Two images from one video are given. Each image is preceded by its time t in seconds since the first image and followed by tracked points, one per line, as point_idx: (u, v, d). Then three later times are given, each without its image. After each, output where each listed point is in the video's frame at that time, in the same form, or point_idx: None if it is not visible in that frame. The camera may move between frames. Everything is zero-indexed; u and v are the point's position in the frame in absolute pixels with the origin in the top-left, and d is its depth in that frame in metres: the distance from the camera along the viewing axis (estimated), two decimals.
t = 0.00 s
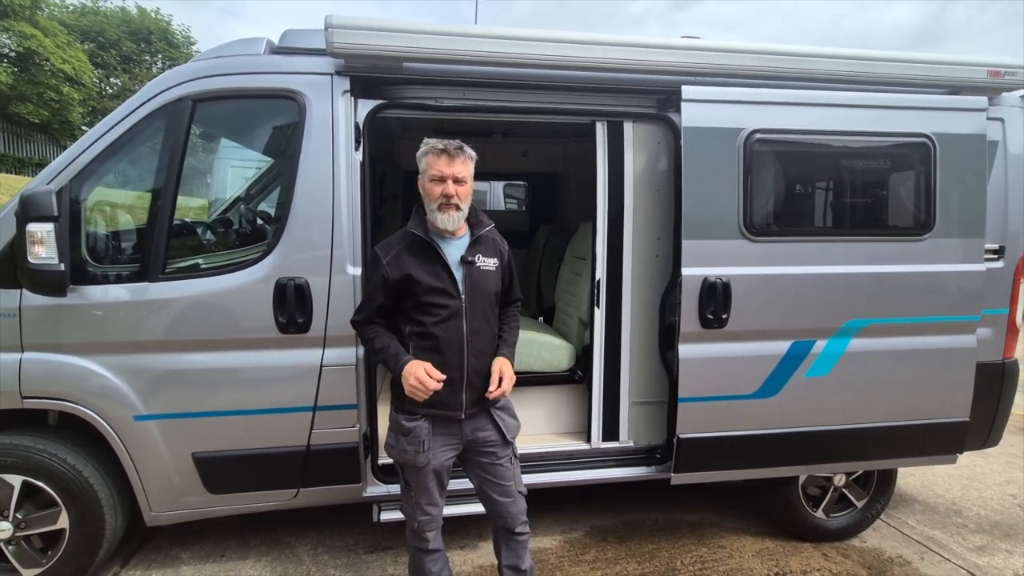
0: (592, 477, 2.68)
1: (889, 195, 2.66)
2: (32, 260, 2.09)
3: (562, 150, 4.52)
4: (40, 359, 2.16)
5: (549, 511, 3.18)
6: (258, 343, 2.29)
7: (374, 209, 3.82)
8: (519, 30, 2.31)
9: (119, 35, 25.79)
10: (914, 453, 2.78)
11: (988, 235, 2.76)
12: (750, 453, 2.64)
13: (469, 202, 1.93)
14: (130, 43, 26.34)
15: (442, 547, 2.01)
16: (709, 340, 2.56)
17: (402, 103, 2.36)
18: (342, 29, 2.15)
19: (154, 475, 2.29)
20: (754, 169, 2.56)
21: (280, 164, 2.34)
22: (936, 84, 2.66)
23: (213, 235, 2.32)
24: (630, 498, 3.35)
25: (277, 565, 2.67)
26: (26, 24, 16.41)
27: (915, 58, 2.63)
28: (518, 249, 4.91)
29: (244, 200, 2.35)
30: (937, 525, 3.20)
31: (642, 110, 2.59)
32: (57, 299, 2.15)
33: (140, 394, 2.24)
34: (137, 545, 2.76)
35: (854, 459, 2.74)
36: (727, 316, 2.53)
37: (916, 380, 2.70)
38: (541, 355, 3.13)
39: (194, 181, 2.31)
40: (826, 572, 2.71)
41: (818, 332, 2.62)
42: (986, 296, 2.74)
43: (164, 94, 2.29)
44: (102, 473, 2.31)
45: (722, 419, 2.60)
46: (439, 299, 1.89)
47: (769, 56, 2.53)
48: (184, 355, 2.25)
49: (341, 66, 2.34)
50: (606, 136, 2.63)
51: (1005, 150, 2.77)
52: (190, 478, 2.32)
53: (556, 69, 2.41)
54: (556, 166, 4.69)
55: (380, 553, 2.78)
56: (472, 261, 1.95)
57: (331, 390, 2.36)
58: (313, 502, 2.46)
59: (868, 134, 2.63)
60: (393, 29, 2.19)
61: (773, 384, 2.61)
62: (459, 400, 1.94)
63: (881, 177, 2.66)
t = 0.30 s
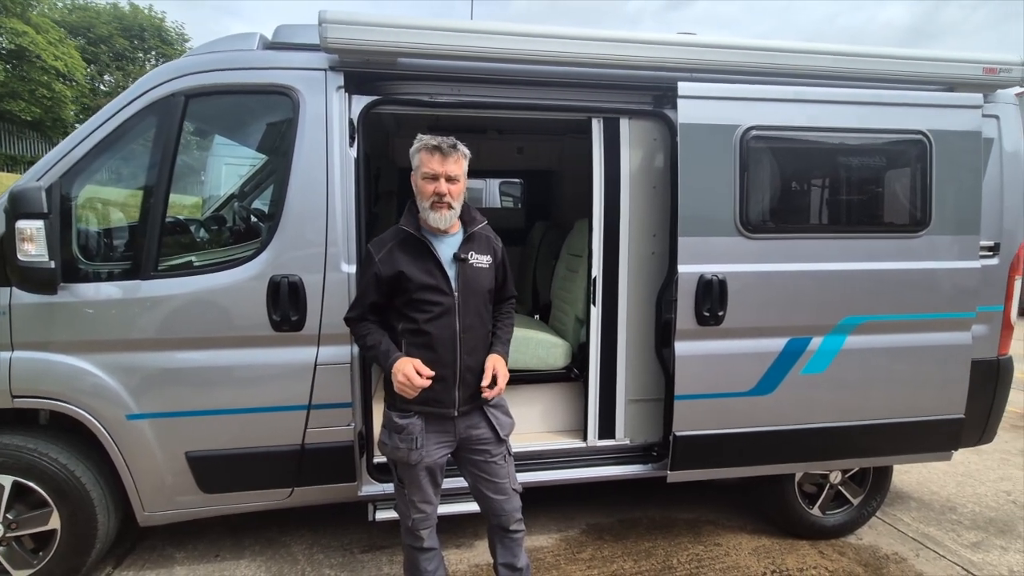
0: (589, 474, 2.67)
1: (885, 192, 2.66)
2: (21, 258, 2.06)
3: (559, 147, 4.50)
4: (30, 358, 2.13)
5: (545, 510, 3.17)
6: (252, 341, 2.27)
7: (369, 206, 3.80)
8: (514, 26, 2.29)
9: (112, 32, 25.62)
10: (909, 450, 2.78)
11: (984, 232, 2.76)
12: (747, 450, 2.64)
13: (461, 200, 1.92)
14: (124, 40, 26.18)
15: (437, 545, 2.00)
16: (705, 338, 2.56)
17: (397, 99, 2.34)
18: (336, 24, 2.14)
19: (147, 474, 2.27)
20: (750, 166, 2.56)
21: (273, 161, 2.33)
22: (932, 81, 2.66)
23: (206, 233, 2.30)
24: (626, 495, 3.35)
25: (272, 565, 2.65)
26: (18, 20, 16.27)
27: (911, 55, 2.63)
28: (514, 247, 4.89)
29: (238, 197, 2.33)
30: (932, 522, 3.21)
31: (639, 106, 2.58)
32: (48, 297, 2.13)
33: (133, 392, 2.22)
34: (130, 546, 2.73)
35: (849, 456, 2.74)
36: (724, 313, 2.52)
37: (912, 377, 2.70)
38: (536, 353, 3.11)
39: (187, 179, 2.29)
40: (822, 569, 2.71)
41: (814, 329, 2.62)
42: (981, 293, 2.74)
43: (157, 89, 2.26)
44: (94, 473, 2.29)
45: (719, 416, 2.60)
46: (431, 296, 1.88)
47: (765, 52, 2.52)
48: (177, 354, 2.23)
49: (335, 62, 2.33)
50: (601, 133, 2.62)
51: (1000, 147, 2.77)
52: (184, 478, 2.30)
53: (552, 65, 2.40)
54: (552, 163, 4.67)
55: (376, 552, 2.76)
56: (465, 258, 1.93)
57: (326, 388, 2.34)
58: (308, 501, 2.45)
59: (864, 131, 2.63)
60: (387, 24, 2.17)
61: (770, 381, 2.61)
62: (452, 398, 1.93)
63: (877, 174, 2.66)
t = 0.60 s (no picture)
0: (586, 477, 2.67)
1: (880, 195, 2.68)
2: (16, 260, 2.05)
3: (556, 150, 4.51)
4: (25, 361, 2.12)
5: (542, 513, 3.17)
6: (249, 344, 2.27)
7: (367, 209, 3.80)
8: (512, 30, 2.30)
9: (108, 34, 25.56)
10: (905, 452, 2.79)
11: (978, 236, 2.78)
12: (743, 453, 2.65)
13: (458, 204, 1.91)
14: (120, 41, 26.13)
15: (433, 548, 1.99)
16: (702, 341, 2.57)
17: (395, 103, 2.35)
18: (334, 27, 2.14)
19: (143, 478, 2.26)
20: (746, 170, 2.57)
21: (271, 164, 2.32)
22: (926, 86, 2.68)
23: (203, 235, 2.29)
24: (623, 498, 3.35)
25: (268, 569, 2.64)
26: (13, 21, 16.22)
27: (905, 60, 2.65)
28: (511, 250, 4.90)
29: (235, 200, 2.32)
30: (927, 524, 3.22)
31: (636, 110, 2.59)
32: (43, 300, 2.12)
33: (128, 396, 2.21)
34: (125, 550, 2.72)
35: (845, 458, 2.75)
36: (720, 316, 2.53)
37: (907, 380, 2.71)
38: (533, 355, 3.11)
39: (183, 181, 2.28)
40: (819, 571, 2.72)
41: (810, 332, 2.63)
42: (975, 296, 2.76)
43: (153, 92, 2.26)
44: (90, 476, 2.28)
45: (715, 419, 2.61)
46: (426, 300, 1.88)
47: (761, 57, 2.54)
48: (174, 357, 2.23)
49: (332, 65, 2.33)
50: (599, 136, 2.62)
51: (994, 152, 2.79)
52: (180, 481, 2.29)
53: (550, 69, 2.41)
54: (549, 166, 4.68)
55: (373, 555, 2.76)
56: (460, 262, 1.93)
57: (323, 391, 2.34)
58: (304, 505, 2.44)
59: (859, 136, 2.64)
60: (385, 28, 2.17)
61: (766, 383, 2.62)
62: (446, 401, 1.93)
63: (873, 178, 2.68)
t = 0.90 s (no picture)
0: (585, 482, 2.67)
1: (879, 200, 2.68)
2: (15, 265, 2.05)
3: (555, 155, 4.53)
4: (23, 365, 2.12)
5: (542, 518, 3.16)
6: (248, 348, 2.26)
7: (366, 213, 3.82)
8: (512, 35, 2.31)
9: (108, 38, 25.60)
10: (904, 456, 2.79)
11: (977, 240, 2.78)
12: (743, 458, 2.64)
13: (458, 212, 1.93)
14: (120, 45, 26.19)
15: (432, 553, 1.98)
16: (701, 345, 2.56)
17: (394, 107, 2.35)
18: (334, 32, 2.14)
19: (141, 483, 2.25)
20: (745, 175, 2.58)
21: (270, 168, 2.32)
22: (924, 91, 2.69)
23: (202, 240, 2.30)
24: (623, 503, 3.34)
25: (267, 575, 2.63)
26: (13, 25, 16.25)
27: (903, 65, 2.66)
28: (510, 254, 4.91)
29: (234, 204, 2.33)
30: (927, 529, 3.21)
31: (635, 115, 2.60)
32: (41, 304, 2.11)
33: (127, 401, 2.20)
34: (122, 556, 2.71)
35: (845, 463, 2.75)
36: (720, 320, 2.53)
37: (906, 384, 2.71)
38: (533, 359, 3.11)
39: (182, 185, 2.28)
40: None
41: (809, 336, 2.63)
42: (974, 300, 2.76)
43: (153, 96, 2.26)
44: (87, 482, 2.27)
45: (715, 424, 2.60)
46: (423, 304, 1.88)
47: (760, 62, 2.55)
48: (172, 362, 2.22)
49: (332, 70, 2.33)
50: (598, 141, 2.63)
51: (992, 156, 2.80)
52: (179, 487, 2.29)
53: (549, 74, 2.41)
54: (548, 170, 4.69)
55: (371, 561, 2.75)
56: (456, 264, 1.94)
57: (322, 396, 2.33)
58: (303, 510, 2.43)
59: (858, 140, 2.65)
60: (384, 33, 2.18)
61: (766, 388, 2.62)
62: (446, 404, 1.93)
63: (871, 182, 2.68)
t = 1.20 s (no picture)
0: (585, 486, 2.66)
1: (877, 203, 2.69)
2: (13, 269, 2.05)
3: (554, 159, 4.54)
4: (22, 369, 2.11)
5: (541, 522, 3.15)
6: (247, 352, 2.26)
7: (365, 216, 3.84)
8: (510, 39, 2.32)
9: (109, 42, 25.66)
10: (904, 459, 2.79)
11: (975, 243, 2.78)
12: (742, 461, 2.64)
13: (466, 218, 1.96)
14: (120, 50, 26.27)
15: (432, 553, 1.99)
16: (700, 348, 2.56)
17: (394, 111, 2.36)
18: (333, 37, 2.15)
19: (140, 488, 2.25)
20: (743, 178, 2.58)
21: (270, 171, 2.33)
22: (921, 95, 2.70)
23: (201, 243, 2.29)
24: (622, 507, 3.34)
25: None
26: (14, 30, 16.30)
27: (900, 69, 2.67)
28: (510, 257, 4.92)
29: (233, 208, 2.32)
30: (927, 532, 3.21)
31: (634, 119, 2.60)
32: (39, 308, 2.11)
33: (125, 405, 2.20)
34: (121, 560, 2.70)
35: (844, 466, 2.75)
36: (719, 323, 2.53)
37: (905, 387, 2.71)
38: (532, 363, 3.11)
39: (182, 188, 2.28)
40: None
41: (808, 339, 2.63)
42: (972, 303, 2.76)
43: (153, 101, 2.27)
44: (86, 486, 2.26)
45: (714, 427, 2.60)
46: (429, 307, 1.90)
47: (758, 66, 2.56)
48: (171, 366, 2.22)
49: (331, 75, 2.33)
50: (596, 144, 2.64)
51: (989, 159, 2.80)
52: (177, 491, 2.28)
53: (548, 78, 2.42)
54: (547, 173, 4.71)
55: (370, 565, 2.74)
56: (458, 267, 1.98)
57: (321, 399, 2.33)
58: (302, 515, 2.43)
59: (856, 144, 2.66)
60: (383, 37, 2.19)
61: (765, 391, 2.62)
62: (455, 404, 1.95)
63: (870, 186, 2.69)
